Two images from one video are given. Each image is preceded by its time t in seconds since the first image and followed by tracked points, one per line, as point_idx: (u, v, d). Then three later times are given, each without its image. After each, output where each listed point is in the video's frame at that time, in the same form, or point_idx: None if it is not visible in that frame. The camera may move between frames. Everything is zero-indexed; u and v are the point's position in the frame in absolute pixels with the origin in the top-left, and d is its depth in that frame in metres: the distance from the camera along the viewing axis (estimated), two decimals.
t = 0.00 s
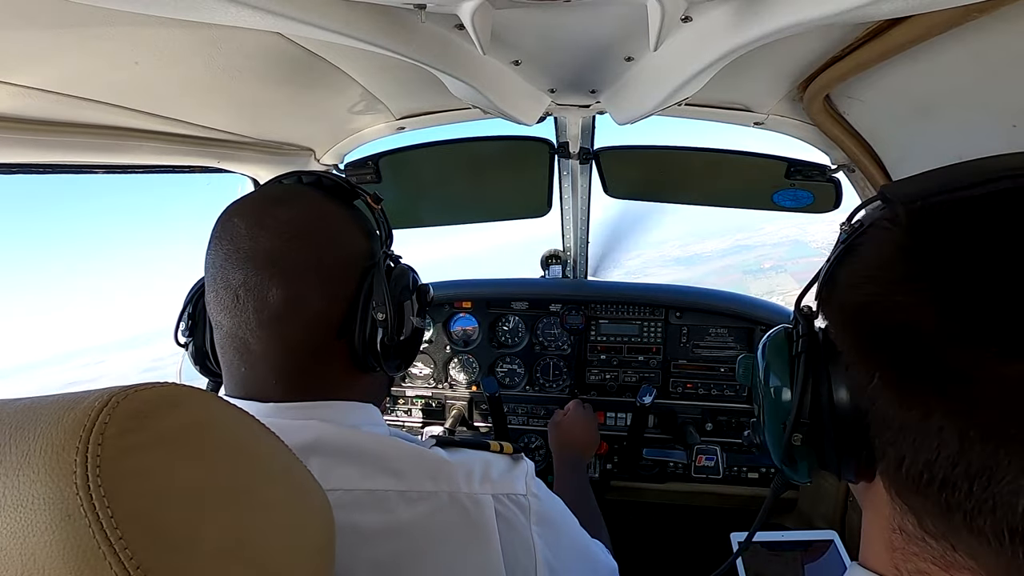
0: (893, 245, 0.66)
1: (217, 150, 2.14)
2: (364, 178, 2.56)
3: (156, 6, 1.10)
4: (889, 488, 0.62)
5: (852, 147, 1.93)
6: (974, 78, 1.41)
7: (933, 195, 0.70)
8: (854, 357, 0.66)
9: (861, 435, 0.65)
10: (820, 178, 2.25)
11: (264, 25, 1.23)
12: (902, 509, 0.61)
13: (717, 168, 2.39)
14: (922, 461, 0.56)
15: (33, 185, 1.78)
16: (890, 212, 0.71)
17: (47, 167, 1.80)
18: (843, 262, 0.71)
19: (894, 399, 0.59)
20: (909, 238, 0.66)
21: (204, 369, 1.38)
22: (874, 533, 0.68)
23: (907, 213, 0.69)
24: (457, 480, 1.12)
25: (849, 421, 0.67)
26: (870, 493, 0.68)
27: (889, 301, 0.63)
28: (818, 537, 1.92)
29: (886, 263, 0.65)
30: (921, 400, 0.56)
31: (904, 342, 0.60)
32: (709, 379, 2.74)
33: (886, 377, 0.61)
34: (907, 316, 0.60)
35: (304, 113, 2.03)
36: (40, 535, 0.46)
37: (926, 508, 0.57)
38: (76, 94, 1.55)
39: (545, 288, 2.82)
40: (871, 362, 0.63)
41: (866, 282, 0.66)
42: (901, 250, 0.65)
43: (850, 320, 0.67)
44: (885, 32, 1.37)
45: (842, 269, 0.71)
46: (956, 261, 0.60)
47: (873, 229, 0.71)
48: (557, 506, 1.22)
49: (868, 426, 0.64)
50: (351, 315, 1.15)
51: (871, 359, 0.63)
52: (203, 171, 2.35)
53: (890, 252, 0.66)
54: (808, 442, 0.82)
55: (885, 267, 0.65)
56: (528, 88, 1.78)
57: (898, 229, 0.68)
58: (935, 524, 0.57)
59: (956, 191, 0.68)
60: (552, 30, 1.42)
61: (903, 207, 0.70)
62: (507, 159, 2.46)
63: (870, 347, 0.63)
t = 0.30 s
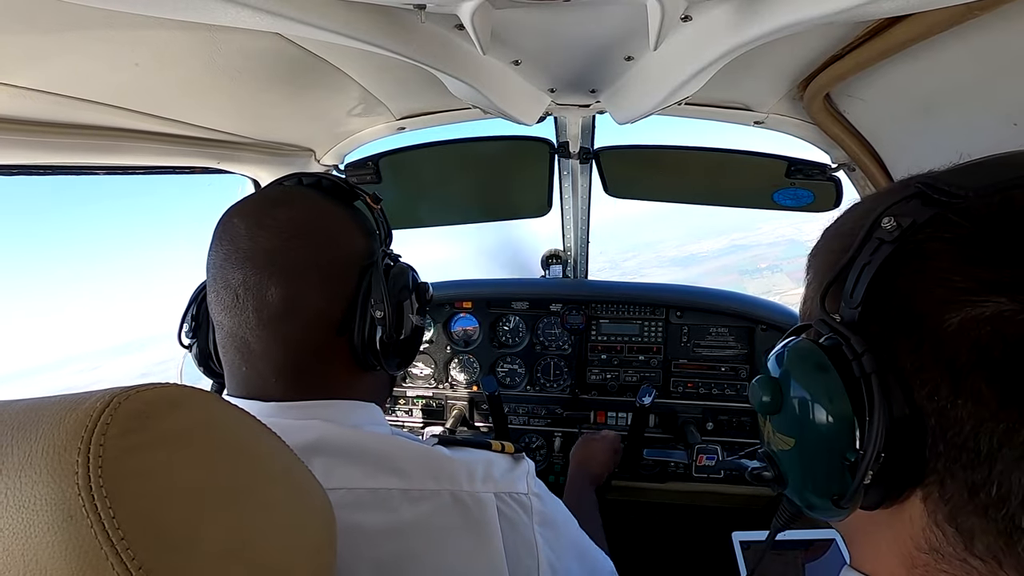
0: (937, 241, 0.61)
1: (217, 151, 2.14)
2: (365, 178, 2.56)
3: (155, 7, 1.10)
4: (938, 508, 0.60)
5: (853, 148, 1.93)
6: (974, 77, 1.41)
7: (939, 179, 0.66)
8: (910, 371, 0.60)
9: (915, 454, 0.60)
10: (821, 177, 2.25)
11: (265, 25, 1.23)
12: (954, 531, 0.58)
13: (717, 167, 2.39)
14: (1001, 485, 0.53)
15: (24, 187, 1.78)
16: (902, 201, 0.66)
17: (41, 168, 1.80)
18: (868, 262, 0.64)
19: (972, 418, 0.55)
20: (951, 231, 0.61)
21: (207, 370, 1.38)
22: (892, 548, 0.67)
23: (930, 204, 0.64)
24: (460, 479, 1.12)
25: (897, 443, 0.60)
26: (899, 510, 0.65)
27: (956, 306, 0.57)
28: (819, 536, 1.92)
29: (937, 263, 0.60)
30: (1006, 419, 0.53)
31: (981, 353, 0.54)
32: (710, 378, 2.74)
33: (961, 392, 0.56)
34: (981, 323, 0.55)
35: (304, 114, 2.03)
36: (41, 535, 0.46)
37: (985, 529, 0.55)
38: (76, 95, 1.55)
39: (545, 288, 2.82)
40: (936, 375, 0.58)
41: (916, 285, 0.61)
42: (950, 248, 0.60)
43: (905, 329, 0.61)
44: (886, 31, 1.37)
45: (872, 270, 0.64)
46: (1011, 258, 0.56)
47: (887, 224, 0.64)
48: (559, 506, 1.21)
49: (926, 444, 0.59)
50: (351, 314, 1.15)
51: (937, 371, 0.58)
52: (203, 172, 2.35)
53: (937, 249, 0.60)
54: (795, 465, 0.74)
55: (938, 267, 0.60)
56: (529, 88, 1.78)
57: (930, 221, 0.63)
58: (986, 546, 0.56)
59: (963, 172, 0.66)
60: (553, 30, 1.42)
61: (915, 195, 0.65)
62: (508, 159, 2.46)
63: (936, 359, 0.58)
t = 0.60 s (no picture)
0: (921, 242, 0.61)
1: (216, 153, 2.14)
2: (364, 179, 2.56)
3: (155, 10, 1.10)
4: (933, 506, 0.60)
5: (852, 146, 1.93)
6: (971, 75, 1.42)
7: (924, 179, 0.66)
8: (901, 372, 0.60)
9: (909, 455, 0.60)
10: (819, 175, 2.25)
11: (264, 28, 1.23)
12: (952, 529, 0.59)
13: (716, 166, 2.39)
14: (996, 483, 0.54)
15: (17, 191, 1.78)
16: (884, 204, 0.65)
17: (37, 172, 1.80)
18: (856, 264, 0.64)
19: (965, 417, 0.55)
20: (935, 231, 0.61)
21: (220, 365, 1.38)
22: (891, 549, 0.67)
23: (913, 203, 0.63)
24: (466, 478, 1.12)
25: (892, 445, 0.60)
26: (897, 510, 0.65)
27: (943, 306, 0.57)
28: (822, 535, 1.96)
29: (922, 263, 0.60)
30: (997, 417, 0.53)
31: (970, 352, 0.55)
32: (710, 377, 2.74)
33: (952, 390, 0.56)
34: (968, 322, 0.55)
35: (303, 116, 2.03)
36: (45, 538, 0.46)
37: (983, 527, 0.56)
38: (75, 98, 1.55)
39: (545, 288, 2.82)
40: (927, 375, 0.58)
41: (904, 285, 0.61)
42: (935, 248, 0.60)
43: (894, 330, 0.61)
44: (885, 28, 1.37)
45: (859, 272, 0.64)
46: (997, 256, 0.56)
47: (872, 226, 0.64)
48: (562, 497, 1.23)
49: (919, 443, 0.59)
50: (358, 321, 1.14)
51: (928, 371, 0.58)
52: (202, 175, 2.35)
53: (922, 250, 0.61)
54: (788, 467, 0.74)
55: (923, 266, 0.60)
56: (528, 88, 1.78)
57: (914, 222, 0.63)
58: (983, 542, 0.56)
59: (946, 170, 0.65)
60: (551, 31, 1.42)
61: (899, 195, 0.65)
62: (507, 159, 2.46)
63: (925, 358, 0.58)
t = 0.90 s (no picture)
0: (922, 234, 0.61)
1: (216, 156, 2.14)
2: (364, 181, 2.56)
3: (154, 14, 1.10)
4: (932, 497, 0.60)
5: (851, 143, 1.94)
6: (970, 71, 1.42)
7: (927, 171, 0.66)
8: (900, 362, 0.60)
9: (908, 445, 0.60)
10: (819, 173, 2.25)
11: (263, 31, 1.23)
12: (952, 520, 0.58)
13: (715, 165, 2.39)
14: (994, 473, 0.53)
15: (15, 195, 1.78)
16: (889, 197, 0.65)
17: (35, 175, 1.81)
18: (857, 257, 0.65)
19: (962, 408, 0.55)
20: (935, 223, 0.61)
21: (214, 373, 1.38)
22: (894, 542, 0.67)
23: (914, 198, 0.64)
24: (472, 479, 1.12)
25: (889, 434, 0.61)
26: (898, 503, 0.65)
27: (942, 297, 0.57)
28: (824, 532, 1.94)
29: (922, 254, 0.60)
30: (993, 407, 0.53)
31: (967, 343, 0.55)
32: (711, 375, 2.74)
33: (949, 380, 0.56)
34: (965, 313, 0.55)
35: (302, 118, 2.03)
36: (48, 542, 0.46)
37: (982, 518, 0.55)
38: (74, 103, 1.55)
39: (546, 288, 2.83)
40: (925, 366, 0.58)
41: (903, 277, 0.61)
42: (934, 240, 0.60)
43: (892, 323, 0.61)
44: (883, 26, 1.37)
45: (860, 265, 0.64)
46: (997, 248, 0.56)
47: (875, 219, 0.64)
48: (565, 496, 1.23)
49: (918, 435, 0.59)
50: (377, 319, 1.16)
51: (926, 362, 0.58)
52: (202, 178, 2.36)
53: (922, 242, 0.61)
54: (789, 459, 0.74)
55: (924, 257, 0.60)
56: (527, 88, 1.78)
57: (915, 215, 0.63)
58: (983, 534, 0.56)
59: (949, 164, 0.65)
60: (550, 31, 1.42)
61: (902, 189, 0.65)
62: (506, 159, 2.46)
63: (923, 350, 0.58)
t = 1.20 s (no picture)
0: (927, 229, 0.61)
1: (216, 159, 2.14)
2: (364, 183, 2.56)
3: (152, 17, 1.10)
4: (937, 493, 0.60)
5: (851, 141, 1.94)
6: (970, 68, 1.41)
7: (931, 168, 0.66)
8: (905, 358, 0.60)
9: (912, 440, 0.60)
10: (819, 171, 2.25)
11: (262, 34, 1.23)
12: (957, 516, 0.58)
13: (715, 163, 2.39)
14: (999, 468, 0.53)
15: (15, 201, 1.79)
16: (894, 193, 0.66)
17: (35, 181, 1.81)
18: (862, 253, 0.65)
19: (967, 403, 0.55)
20: (940, 219, 0.61)
21: (223, 376, 1.38)
22: (900, 540, 0.66)
23: (920, 194, 0.64)
24: (481, 479, 1.13)
25: (895, 429, 0.61)
26: (904, 499, 0.65)
27: (947, 292, 0.57)
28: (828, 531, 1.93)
29: (927, 248, 0.60)
30: (998, 402, 0.53)
31: (972, 336, 0.55)
32: (713, 374, 2.74)
33: (954, 375, 0.56)
34: (970, 308, 0.55)
35: (302, 120, 2.03)
36: (53, 545, 0.46)
37: (988, 514, 0.55)
38: (75, 107, 1.56)
39: (547, 288, 2.82)
40: (930, 361, 0.58)
41: (907, 272, 0.61)
42: (940, 236, 0.60)
43: (896, 317, 0.61)
44: (883, 23, 1.36)
45: (865, 260, 0.64)
46: (1001, 244, 0.56)
47: (879, 215, 0.64)
48: (574, 496, 1.23)
49: (922, 429, 0.59)
50: (395, 318, 1.19)
51: (931, 357, 0.58)
52: (203, 182, 2.36)
53: (927, 237, 0.60)
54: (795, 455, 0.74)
55: (930, 251, 0.60)
56: (526, 88, 1.78)
57: (920, 211, 0.63)
58: (988, 529, 0.56)
59: (954, 160, 0.65)
60: (549, 31, 1.42)
61: (907, 185, 0.66)
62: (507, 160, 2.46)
63: (927, 345, 0.58)
